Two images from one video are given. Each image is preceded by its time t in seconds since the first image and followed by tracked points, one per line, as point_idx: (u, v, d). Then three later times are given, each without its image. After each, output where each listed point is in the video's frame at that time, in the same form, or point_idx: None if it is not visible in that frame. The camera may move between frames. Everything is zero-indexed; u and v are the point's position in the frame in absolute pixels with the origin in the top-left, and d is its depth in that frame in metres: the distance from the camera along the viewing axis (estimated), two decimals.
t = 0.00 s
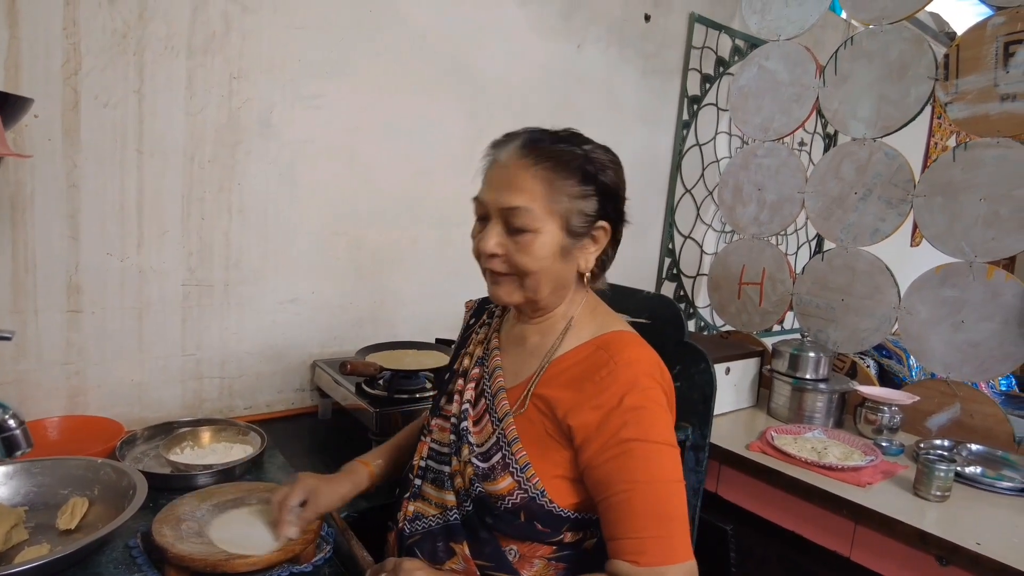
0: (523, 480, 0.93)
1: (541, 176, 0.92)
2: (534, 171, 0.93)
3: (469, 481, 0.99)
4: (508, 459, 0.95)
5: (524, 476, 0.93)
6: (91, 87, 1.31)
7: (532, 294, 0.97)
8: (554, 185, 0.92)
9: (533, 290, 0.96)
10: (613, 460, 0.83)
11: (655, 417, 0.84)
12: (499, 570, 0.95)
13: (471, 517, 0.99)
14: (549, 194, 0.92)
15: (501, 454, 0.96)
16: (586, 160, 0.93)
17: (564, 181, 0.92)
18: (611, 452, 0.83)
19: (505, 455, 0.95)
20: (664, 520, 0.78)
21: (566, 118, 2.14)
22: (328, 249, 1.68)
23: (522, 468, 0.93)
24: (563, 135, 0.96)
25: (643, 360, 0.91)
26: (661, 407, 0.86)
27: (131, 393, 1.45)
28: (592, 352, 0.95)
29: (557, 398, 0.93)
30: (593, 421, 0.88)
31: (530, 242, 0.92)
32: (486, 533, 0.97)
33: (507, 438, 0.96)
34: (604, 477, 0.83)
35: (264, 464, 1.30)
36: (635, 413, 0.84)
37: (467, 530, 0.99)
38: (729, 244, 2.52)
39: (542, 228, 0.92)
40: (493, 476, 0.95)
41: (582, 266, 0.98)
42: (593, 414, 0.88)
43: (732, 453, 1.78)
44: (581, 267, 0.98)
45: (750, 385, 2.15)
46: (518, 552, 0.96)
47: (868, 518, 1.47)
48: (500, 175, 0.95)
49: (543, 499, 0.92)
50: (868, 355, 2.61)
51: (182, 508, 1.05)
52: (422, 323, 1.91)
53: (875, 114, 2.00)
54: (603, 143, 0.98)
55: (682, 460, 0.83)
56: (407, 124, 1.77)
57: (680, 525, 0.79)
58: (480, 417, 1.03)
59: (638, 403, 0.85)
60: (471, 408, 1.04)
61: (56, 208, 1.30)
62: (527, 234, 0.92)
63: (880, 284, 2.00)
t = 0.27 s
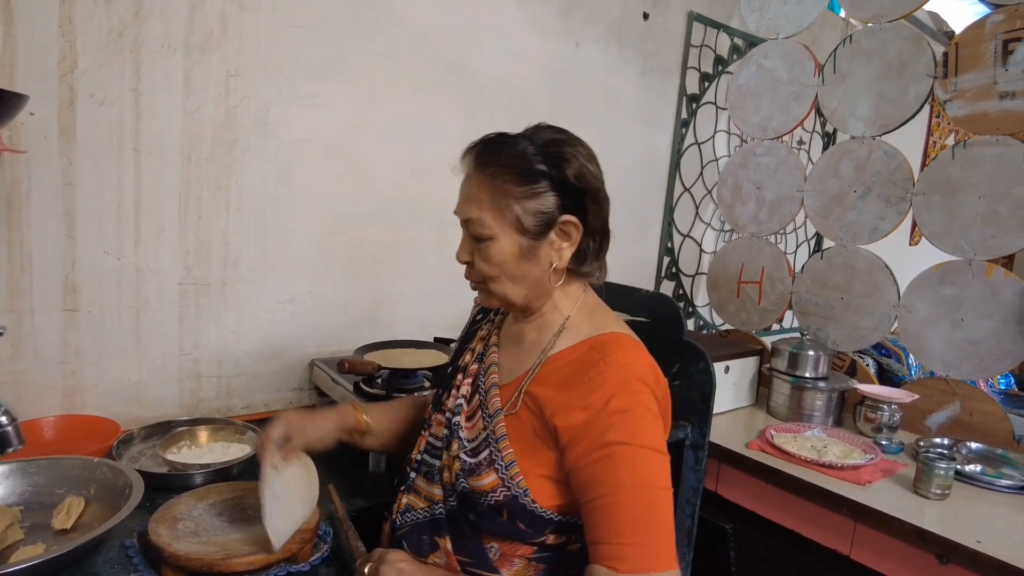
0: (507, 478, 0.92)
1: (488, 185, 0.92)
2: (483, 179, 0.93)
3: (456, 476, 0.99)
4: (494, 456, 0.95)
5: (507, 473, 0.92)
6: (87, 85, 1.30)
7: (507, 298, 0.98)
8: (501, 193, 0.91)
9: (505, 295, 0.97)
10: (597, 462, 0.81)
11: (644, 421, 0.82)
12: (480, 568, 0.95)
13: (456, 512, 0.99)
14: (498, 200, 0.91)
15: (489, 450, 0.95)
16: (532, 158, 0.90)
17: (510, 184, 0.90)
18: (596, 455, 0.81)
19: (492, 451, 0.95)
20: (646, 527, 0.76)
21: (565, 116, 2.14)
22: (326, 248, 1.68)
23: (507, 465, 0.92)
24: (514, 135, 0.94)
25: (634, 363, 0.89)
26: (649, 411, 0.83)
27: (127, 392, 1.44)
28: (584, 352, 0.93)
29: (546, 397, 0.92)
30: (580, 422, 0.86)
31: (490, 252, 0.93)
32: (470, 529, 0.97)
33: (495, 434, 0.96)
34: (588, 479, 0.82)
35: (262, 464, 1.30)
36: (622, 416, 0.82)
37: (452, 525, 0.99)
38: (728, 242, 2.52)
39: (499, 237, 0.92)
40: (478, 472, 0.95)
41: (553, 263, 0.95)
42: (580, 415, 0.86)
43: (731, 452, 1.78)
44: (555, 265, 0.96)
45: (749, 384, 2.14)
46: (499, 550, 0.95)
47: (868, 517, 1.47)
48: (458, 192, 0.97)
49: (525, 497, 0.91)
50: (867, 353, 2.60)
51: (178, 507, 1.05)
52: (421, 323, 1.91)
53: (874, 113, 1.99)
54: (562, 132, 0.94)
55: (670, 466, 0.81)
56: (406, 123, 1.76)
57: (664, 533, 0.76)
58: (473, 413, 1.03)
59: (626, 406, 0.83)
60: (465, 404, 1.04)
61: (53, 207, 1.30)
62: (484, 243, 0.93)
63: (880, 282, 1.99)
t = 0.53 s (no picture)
0: (488, 482, 0.91)
1: (465, 199, 0.91)
2: (459, 192, 0.91)
3: (442, 478, 0.99)
4: (477, 459, 0.94)
5: (489, 477, 0.91)
6: (82, 86, 1.29)
7: (495, 306, 0.97)
8: (477, 206, 0.89)
9: (492, 303, 0.97)
10: (572, 466, 0.79)
11: (622, 424, 0.79)
12: (462, 570, 0.95)
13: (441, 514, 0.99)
14: (476, 213, 0.90)
15: (473, 453, 0.95)
16: (506, 168, 0.88)
17: (486, 196, 0.88)
18: (572, 458, 0.79)
19: (475, 455, 0.94)
20: (620, 534, 0.73)
21: (564, 116, 2.13)
22: (323, 249, 1.67)
23: (489, 469, 0.92)
24: (487, 144, 0.91)
25: (614, 365, 0.86)
26: (627, 413, 0.81)
27: (124, 395, 1.43)
28: (567, 354, 0.91)
29: (528, 399, 0.90)
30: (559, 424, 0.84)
31: (474, 266, 0.92)
32: (455, 532, 0.96)
33: (479, 438, 0.95)
34: (565, 483, 0.80)
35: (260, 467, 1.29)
36: (597, 419, 0.80)
37: (438, 527, 0.99)
38: (727, 242, 2.51)
39: (480, 250, 0.91)
40: (460, 475, 0.94)
41: (537, 270, 0.94)
42: (559, 417, 0.84)
43: (731, 453, 1.77)
44: (539, 271, 0.94)
45: (749, 385, 2.13)
46: (482, 554, 0.95)
47: (868, 518, 1.46)
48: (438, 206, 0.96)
49: (507, 502, 0.90)
50: (867, 354, 2.60)
51: (175, 511, 1.04)
52: (419, 324, 1.90)
53: (873, 112, 1.99)
54: (537, 135, 0.91)
55: (647, 471, 0.78)
56: (404, 123, 1.76)
57: (638, 540, 0.74)
58: (461, 415, 1.02)
59: (602, 409, 0.81)
60: (455, 406, 1.03)
61: (48, 208, 1.29)
62: (467, 256, 0.92)
63: (880, 282, 1.99)
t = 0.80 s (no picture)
0: (468, 478, 0.90)
1: (441, 203, 0.84)
2: (436, 196, 0.85)
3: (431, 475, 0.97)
4: (457, 457, 0.92)
5: (469, 473, 0.89)
6: (83, 86, 1.29)
7: (478, 310, 0.92)
8: (454, 211, 0.83)
9: (474, 307, 0.91)
10: (516, 455, 0.74)
11: (570, 414, 0.73)
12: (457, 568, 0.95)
13: (434, 513, 0.97)
14: (454, 218, 0.83)
15: (452, 451, 0.92)
16: (481, 171, 0.82)
17: (463, 200, 0.82)
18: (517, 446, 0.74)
19: (455, 453, 0.92)
20: (551, 528, 0.69)
21: (565, 116, 2.12)
22: (325, 250, 1.66)
23: (467, 466, 0.89)
24: (462, 145, 0.85)
25: (583, 355, 0.79)
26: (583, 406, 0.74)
27: (125, 396, 1.43)
28: (540, 342, 0.86)
29: (498, 388, 0.87)
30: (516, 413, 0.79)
31: (455, 273, 0.86)
32: (448, 530, 0.95)
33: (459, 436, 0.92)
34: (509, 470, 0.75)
35: (262, 469, 1.29)
36: (546, 409, 0.74)
37: (432, 526, 0.97)
38: (729, 243, 2.51)
39: (460, 256, 0.85)
40: (443, 471, 0.93)
41: (519, 272, 0.88)
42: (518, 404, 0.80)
43: (734, 454, 1.76)
44: (521, 274, 0.89)
45: (751, 385, 2.13)
46: (475, 550, 0.94)
47: (871, 519, 1.46)
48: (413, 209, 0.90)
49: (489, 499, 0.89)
50: (869, 354, 2.59)
51: (177, 514, 1.04)
52: (421, 324, 1.89)
53: (875, 112, 1.98)
54: (513, 136, 0.84)
55: (592, 469, 0.72)
56: (405, 123, 1.75)
57: (564, 537, 0.69)
58: (447, 412, 0.99)
59: (553, 399, 0.74)
60: (441, 406, 1.01)
61: (48, 209, 1.28)
62: (447, 262, 0.86)
63: (882, 282, 1.98)
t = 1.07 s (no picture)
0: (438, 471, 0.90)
1: (425, 201, 0.83)
2: (421, 195, 0.83)
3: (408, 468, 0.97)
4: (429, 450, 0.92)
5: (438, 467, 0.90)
6: (82, 87, 1.28)
7: (463, 308, 0.91)
8: (439, 209, 0.82)
9: (459, 306, 0.90)
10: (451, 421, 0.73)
11: (512, 391, 0.71)
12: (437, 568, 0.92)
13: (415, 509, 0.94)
14: (439, 216, 0.82)
15: (427, 442, 0.94)
16: (466, 170, 0.81)
17: (448, 199, 0.81)
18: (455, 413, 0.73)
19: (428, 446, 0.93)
20: (454, 489, 0.67)
21: (565, 116, 2.12)
22: (324, 250, 1.66)
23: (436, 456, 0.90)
24: (447, 145, 0.84)
25: (549, 346, 0.77)
26: (529, 390, 0.72)
27: (124, 397, 1.43)
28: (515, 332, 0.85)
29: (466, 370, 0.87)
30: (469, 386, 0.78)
31: (440, 271, 0.85)
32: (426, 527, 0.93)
33: (434, 430, 0.93)
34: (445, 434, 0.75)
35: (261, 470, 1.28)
36: (489, 385, 0.72)
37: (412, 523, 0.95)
38: (729, 243, 2.50)
39: (445, 254, 0.84)
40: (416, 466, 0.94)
41: (504, 271, 0.87)
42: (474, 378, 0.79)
43: (734, 454, 1.76)
44: (505, 273, 0.88)
45: (752, 386, 2.13)
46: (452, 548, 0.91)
47: (872, 519, 1.45)
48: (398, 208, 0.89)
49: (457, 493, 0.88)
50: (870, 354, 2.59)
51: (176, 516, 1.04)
52: (421, 325, 1.89)
53: (876, 112, 1.98)
54: (497, 137, 0.84)
55: (517, 456, 0.69)
56: (404, 123, 1.75)
57: (461, 509, 0.67)
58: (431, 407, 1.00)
59: (500, 376, 0.73)
60: (427, 404, 1.03)
61: (48, 210, 1.28)
62: (432, 260, 0.85)
63: (883, 282, 1.98)
